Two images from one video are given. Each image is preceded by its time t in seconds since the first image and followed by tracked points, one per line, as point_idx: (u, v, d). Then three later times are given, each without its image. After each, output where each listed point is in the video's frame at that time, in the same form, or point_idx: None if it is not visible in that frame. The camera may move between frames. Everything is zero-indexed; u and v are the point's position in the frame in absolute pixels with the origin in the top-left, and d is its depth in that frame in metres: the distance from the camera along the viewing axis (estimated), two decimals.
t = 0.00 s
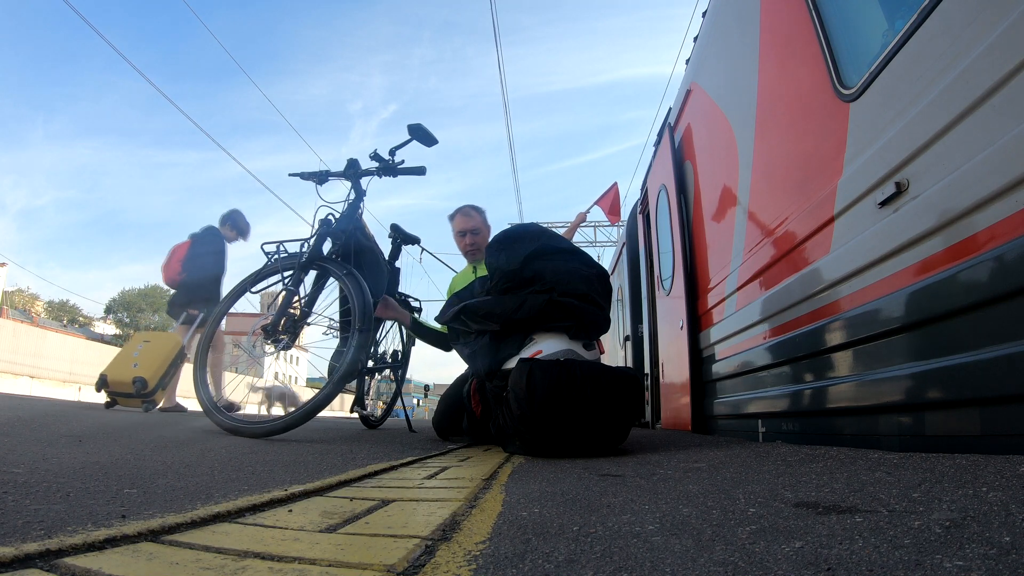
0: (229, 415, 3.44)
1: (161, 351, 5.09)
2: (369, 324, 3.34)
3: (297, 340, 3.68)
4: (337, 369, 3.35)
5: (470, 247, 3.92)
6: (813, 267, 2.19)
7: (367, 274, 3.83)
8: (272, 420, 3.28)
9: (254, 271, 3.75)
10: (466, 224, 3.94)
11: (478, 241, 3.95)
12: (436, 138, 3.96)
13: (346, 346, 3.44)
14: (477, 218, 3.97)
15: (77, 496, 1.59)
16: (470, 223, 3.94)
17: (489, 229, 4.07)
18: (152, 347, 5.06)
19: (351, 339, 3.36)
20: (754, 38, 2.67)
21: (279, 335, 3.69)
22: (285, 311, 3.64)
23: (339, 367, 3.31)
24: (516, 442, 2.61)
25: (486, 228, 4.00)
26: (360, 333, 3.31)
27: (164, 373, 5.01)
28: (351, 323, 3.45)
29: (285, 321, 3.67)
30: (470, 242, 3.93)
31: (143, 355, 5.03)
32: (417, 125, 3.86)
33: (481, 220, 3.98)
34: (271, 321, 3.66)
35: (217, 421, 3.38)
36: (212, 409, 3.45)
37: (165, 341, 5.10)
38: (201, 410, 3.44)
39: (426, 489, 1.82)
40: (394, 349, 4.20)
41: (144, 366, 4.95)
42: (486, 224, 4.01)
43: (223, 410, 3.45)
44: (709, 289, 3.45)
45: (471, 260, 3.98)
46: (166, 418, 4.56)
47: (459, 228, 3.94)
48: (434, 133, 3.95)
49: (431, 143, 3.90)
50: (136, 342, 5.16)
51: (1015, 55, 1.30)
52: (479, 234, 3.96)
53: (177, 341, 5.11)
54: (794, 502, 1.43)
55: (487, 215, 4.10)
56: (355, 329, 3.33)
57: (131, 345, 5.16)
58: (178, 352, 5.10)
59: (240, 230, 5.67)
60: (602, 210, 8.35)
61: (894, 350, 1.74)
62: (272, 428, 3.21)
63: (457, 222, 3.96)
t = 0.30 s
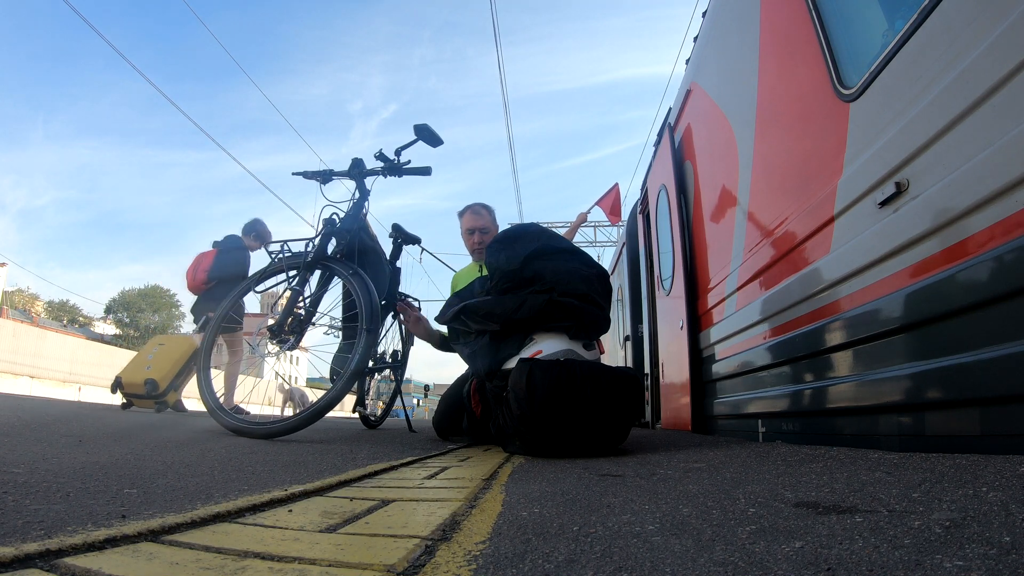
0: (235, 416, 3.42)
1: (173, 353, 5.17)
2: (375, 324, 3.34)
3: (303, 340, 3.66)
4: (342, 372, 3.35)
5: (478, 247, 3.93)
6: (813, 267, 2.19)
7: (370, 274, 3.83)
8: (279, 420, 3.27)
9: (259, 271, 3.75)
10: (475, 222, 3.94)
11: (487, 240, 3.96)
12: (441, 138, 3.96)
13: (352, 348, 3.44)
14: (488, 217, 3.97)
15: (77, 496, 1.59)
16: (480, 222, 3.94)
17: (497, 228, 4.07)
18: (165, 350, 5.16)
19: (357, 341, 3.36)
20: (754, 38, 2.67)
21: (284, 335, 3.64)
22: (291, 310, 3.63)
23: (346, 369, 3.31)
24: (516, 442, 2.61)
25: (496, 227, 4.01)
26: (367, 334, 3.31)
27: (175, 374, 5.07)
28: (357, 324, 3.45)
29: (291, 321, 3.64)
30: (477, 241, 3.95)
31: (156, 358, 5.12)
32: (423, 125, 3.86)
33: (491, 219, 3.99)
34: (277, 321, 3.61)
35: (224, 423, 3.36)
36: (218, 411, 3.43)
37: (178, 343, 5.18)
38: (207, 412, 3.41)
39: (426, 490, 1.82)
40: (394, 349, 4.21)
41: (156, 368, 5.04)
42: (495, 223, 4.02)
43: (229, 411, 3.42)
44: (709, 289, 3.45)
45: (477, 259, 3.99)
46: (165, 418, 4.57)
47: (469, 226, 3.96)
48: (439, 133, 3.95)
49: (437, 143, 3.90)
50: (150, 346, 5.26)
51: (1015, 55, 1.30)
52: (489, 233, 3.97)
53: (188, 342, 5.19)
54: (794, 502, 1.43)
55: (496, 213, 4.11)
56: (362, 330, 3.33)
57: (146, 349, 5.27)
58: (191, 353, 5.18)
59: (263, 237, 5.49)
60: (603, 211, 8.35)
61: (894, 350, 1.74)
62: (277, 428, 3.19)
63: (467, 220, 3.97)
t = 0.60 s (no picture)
0: (235, 416, 3.41)
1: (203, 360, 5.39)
2: (375, 325, 3.34)
3: (303, 340, 3.66)
4: (342, 373, 3.35)
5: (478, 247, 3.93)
6: (813, 267, 2.18)
7: (370, 274, 3.83)
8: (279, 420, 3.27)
9: (259, 271, 3.75)
10: (477, 222, 3.94)
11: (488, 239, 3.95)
12: (441, 138, 3.96)
13: (352, 347, 3.44)
14: (489, 216, 3.98)
15: (77, 496, 1.59)
16: (481, 221, 3.94)
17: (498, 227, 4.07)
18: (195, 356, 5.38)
19: (357, 341, 3.36)
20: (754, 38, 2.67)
21: (284, 335, 3.64)
22: (291, 310, 3.62)
23: (346, 369, 3.32)
24: (516, 442, 2.61)
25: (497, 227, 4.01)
26: (367, 334, 3.31)
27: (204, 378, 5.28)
28: (358, 325, 3.45)
29: (290, 321, 3.64)
30: (478, 241, 3.95)
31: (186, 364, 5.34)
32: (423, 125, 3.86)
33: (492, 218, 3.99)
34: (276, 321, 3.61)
35: (224, 422, 3.36)
36: (218, 411, 3.43)
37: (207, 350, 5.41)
38: (208, 412, 3.42)
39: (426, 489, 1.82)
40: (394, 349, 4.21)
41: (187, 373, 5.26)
42: (496, 222, 4.02)
43: (229, 411, 3.43)
44: (709, 289, 3.45)
45: (478, 258, 3.99)
46: (165, 418, 4.57)
47: (469, 226, 3.96)
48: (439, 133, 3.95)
49: (437, 144, 3.90)
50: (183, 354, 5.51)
51: (1015, 55, 1.30)
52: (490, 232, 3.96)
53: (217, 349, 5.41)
54: (794, 502, 1.43)
55: (498, 212, 4.10)
56: (362, 330, 3.33)
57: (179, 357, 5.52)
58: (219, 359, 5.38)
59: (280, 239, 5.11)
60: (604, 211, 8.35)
61: (894, 350, 1.74)
62: (277, 428, 3.20)
63: (468, 219, 3.97)
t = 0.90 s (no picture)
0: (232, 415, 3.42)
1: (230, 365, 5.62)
2: (370, 324, 3.34)
3: (299, 340, 3.65)
4: (338, 370, 3.36)
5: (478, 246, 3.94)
6: (813, 267, 2.18)
7: (368, 274, 3.83)
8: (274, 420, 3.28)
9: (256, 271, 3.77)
10: (473, 219, 3.95)
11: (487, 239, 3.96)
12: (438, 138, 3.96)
13: (347, 346, 3.44)
14: (487, 215, 3.98)
15: (77, 496, 1.59)
16: (481, 221, 3.94)
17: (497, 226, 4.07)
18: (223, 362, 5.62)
19: (352, 340, 3.36)
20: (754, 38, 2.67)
21: (280, 335, 3.64)
22: (287, 310, 3.60)
23: (340, 368, 3.32)
24: (516, 442, 2.61)
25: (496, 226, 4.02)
26: (361, 333, 3.31)
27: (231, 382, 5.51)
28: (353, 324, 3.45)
29: (286, 321, 3.63)
30: (478, 240, 3.95)
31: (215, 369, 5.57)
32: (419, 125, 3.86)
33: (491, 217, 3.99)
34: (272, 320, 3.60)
35: (219, 422, 3.37)
36: (215, 411, 3.45)
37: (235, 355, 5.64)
38: (204, 411, 3.44)
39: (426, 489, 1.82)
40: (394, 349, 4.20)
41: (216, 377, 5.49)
42: (495, 221, 4.02)
43: (225, 411, 3.44)
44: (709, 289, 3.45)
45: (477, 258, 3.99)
46: (166, 417, 4.58)
47: (468, 225, 3.96)
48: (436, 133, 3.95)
49: (433, 143, 3.90)
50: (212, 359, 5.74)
51: (1016, 54, 1.30)
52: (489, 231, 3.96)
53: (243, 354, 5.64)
54: (794, 502, 1.43)
55: (497, 212, 4.11)
56: (356, 330, 3.33)
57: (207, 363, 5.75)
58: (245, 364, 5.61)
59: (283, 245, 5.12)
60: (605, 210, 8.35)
61: (894, 350, 1.74)
62: (273, 428, 3.21)
63: (467, 218, 3.97)
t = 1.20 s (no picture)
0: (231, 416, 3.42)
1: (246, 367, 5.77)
2: (370, 324, 3.34)
3: (298, 341, 3.63)
4: (337, 370, 3.36)
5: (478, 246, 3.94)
6: (813, 267, 2.18)
7: (367, 274, 3.83)
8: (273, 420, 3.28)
9: (256, 271, 3.76)
10: (473, 221, 3.95)
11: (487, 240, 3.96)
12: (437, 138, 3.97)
13: (347, 346, 3.44)
14: (488, 216, 3.98)
15: (77, 496, 1.59)
16: (481, 221, 3.95)
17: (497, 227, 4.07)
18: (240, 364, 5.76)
19: (351, 339, 3.36)
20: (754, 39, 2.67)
21: (279, 335, 3.61)
22: (287, 310, 3.59)
23: (339, 368, 3.32)
24: (516, 442, 2.61)
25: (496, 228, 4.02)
26: (360, 333, 3.31)
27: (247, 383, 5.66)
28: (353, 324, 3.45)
29: (285, 321, 3.61)
30: (478, 241, 3.95)
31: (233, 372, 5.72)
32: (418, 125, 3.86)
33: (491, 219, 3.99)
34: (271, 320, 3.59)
35: (218, 423, 3.36)
36: (214, 410, 3.44)
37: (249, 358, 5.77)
38: (202, 411, 3.42)
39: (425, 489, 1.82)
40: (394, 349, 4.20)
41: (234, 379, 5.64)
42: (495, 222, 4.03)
43: (224, 411, 3.43)
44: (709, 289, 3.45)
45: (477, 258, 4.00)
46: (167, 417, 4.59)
47: (468, 225, 3.96)
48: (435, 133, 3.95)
49: (433, 144, 3.90)
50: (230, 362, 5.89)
51: (1016, 55, 1.30)
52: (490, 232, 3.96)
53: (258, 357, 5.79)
54: (794, 502, 1.43)
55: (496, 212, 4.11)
56: (356, 330, 3.33)
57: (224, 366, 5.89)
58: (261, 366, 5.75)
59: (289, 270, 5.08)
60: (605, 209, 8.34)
61: (894, 350, 1.73)
62: (273, 428, 3.20)
63: (467, 219, 3.97)
